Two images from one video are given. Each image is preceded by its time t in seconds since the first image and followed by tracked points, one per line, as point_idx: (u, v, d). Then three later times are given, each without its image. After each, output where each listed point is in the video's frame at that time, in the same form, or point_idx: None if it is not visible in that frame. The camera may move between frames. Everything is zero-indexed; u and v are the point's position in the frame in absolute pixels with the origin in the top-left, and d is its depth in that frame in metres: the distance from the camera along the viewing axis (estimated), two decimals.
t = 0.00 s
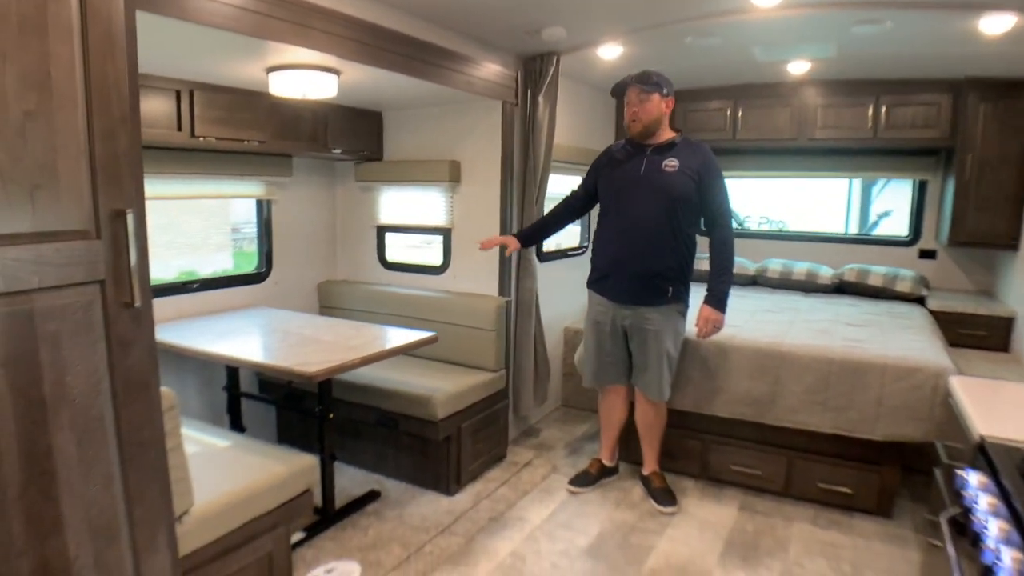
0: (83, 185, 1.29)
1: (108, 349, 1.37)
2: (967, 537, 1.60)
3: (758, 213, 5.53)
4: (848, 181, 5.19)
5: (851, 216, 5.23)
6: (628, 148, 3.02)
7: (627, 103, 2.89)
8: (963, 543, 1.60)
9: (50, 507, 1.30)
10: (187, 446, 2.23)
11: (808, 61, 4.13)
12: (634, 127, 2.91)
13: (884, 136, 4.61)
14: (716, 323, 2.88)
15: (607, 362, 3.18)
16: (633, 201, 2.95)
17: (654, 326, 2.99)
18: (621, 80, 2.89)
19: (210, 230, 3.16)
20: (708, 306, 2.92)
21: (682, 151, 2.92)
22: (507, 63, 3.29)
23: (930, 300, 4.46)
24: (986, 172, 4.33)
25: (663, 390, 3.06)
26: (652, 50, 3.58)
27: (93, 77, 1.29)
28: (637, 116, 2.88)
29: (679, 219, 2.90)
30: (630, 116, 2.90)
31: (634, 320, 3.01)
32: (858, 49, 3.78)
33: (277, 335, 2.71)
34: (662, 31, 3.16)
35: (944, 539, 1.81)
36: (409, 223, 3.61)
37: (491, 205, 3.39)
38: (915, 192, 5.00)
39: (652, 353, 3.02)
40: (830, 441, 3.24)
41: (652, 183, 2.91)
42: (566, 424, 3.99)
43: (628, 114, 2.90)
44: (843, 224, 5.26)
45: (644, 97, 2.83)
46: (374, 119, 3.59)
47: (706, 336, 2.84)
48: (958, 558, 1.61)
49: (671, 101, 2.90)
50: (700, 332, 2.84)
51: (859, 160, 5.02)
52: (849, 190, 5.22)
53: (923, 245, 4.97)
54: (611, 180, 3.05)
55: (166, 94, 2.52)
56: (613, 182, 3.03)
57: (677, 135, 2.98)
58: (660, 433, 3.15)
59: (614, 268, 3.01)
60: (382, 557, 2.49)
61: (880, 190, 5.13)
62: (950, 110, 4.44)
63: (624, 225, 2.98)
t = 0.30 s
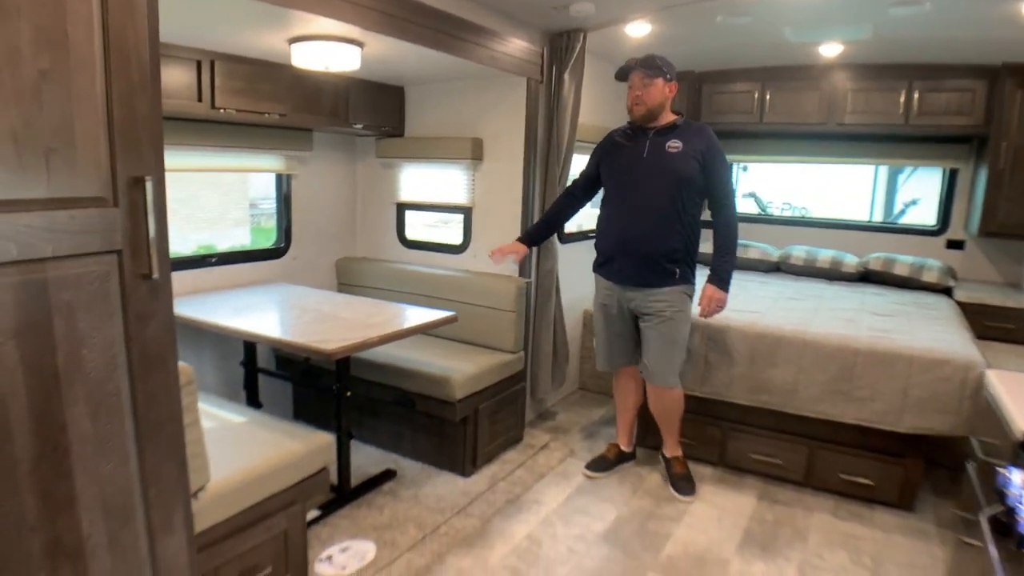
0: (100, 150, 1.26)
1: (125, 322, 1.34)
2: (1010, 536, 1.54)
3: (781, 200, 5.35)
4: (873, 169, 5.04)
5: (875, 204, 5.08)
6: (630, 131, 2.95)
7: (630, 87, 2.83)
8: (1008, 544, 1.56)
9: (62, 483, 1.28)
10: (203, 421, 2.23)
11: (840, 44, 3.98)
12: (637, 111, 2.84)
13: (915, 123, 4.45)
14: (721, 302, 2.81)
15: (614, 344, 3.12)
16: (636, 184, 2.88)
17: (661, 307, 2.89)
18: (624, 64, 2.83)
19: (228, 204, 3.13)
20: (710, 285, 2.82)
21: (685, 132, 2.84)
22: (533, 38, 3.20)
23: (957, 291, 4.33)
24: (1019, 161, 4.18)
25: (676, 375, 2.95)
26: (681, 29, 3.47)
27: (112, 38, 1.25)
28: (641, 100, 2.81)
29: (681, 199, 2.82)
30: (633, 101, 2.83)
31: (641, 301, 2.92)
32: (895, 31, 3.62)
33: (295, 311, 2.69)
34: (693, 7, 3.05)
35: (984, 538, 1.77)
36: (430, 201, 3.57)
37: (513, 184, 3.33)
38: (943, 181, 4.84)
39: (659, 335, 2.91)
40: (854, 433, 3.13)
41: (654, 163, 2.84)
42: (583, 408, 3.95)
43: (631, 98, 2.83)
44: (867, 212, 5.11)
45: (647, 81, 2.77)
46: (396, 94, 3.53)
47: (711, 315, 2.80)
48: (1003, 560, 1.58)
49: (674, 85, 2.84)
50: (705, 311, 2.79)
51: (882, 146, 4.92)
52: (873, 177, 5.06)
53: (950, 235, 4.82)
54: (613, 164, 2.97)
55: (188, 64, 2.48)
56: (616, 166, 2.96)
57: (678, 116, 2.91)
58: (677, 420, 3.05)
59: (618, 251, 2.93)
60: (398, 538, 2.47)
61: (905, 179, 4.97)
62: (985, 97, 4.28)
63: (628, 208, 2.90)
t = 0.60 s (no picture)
0: (101, 125, 1.16)
1: (127, 321, 1.25)
2: None
3: (800, 195, 5.20)
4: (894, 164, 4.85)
5: (895, 202, 4.91)
6: (640, 124, 2.73)
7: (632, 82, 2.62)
8: None
9: (56, 502, 1.18)
10: (213, 418, 2.14)
11: (873, 38, 3.76)
12: (643, 105, 2.63)
13: (946, 121, 4.25)
14: (733, 295, 2.57)
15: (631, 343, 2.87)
16: (648, 178, 2.66)
17: (676, 303, 2.64)
18: (626, 60, 2.64)
19: (238, 190, 3.03)
20: (726, 277, 2.59)
21: (699, 119, 2.60)
22: (558, 24, 3.07)
23: (985, 294, 4.16)
24: None
25: (695, 375, 2.67)
26: (712, 16, 3.31)
27: (115, 2, 1.14)
28: (645, 94, 2.60)
29: (697, 186, 2.59)
30: (638, 95, 2.62)
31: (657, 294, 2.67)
32: (933, 24, 3.42)
33: (308, 303, 2.58)
34: None
35: None
36: (448, 189, 3.45)
37: (535, 174, 3.21)
38: (971, 181, 4.67)
39: (673, 332, 2.66)
40: (883, 435, 2.90)
41: (667, 150, 2.61)
42: (600, 405, 3.84)
43: (636, 93, 2.62)
44: (888, 210, 4.94)
45: (648, 74, 2.55)
46: (415, 79, 3.41)
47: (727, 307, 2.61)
48: None
49: (679, 73, 2.60)
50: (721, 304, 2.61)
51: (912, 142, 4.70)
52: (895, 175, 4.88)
53: (977, 235, 4.65)
54: (624, 160, 2.76)
55: (201, 43, 2.36)
56: (627, 161, 2.74)
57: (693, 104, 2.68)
58: (687, 424, 2.79)
59: (632, 244, 2.71)
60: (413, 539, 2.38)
61: (926, 177, 4.82)
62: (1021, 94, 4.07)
63: (640, 205, 2.69)
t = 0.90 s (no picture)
0: (85, 101, 1.05)
1: (114, 328, 1.14)
2: None
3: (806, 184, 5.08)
4: (905, 154, 4.75)
5: (905, 192, 4.81)
6: (650, 110, 2.61)
7: (646, 65, 2.49)
8: None
9: (35, 535, 1.08)
10: (211, 416, 2.04)
11: (894, 22, 3.63)
12: (658, 90, 2.49)
13: (965, 110, 4.14)
14: (750, 284, 2.44)
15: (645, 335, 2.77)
16: (659, 167, 2.55)
17: (691, 296, 2.53)
18: (640, 43, 2.52)
19: (236, 175, 2.91)
20: (740, 265, 2.47)
21: (711, 105, 2.48)
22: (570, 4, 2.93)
23: (1003, 286, 4.08)
24: None
25: (709, 371, 2.57)
26: None
27: None
28: (660, 78, 2.47)
29: (712, 175, 2.47)
30: (651, 79, 2.49)
31: (672, 288, 2.57)
32: (959, 8, 3.29)
33: (310, 295, 2.47)
34: None
35: None
36: (454, 176, 3.34)
37: (544, 161, 3.09)
38: (988, 170, 4.56)
39: (687, 325, 2.55)
40: (903, 434, 2.82)
41: (679, 138, 2.49)
42: (608, 400, 3.75)
43: (649, 77, 2.49)
44: (895, 200, 4.84)
45: (665, 57, 2.42)
46: (419, 61, 3.27)
47: (744, 298, 2.46)
48: None
49: (694, 58, 2.48)
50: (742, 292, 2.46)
51: (925, 131, 4.56)
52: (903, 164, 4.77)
53: (993, 226, 4.56)
54: (634, 148, 2.64)
55: (197, 21, 2.21)
56: (637, 149, 2.63)
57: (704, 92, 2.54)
58: (701, 420, 2.70)
59: (645, 236, 2.59)
60: (421, 543, 2.29)
61: (937, 165, 4.69)
62: None
63: (650, 195, 2.58)
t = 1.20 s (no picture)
0: (45, 112, 1.00)
1: (82, 362, 1.11)
2: None
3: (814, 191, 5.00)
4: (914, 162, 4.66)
5: (913, 199, 4.71)
6: (661, 118, 2.53)
7: (658, 66, 2.41)
8: None
9: None
10: (207, 432, 1.97)
11: (910, 27, 3.55)
12: (670, 92, 2.40)
13: (982, 117, 4.05)
14: (753, 291, 2.32)
15: (660, 347, 2.69)
16: (672, 177, 2.47)
17: (709, 306, 2.44)
18: (650, 45, 2.44)
19: (240, 178, 2.85)
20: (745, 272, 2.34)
21: (724, 112, 2.39)
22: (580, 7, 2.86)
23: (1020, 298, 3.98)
24: None
25: (726, 383, 2.48)
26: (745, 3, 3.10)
27: None
28: (672, 79, 2.38)
29: (728, 184, 2.39)
30: (664, 81, 2.40)
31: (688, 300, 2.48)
32: (978, 13, 3.21)
33: (312, 304, 2.40)
34: None
35: None
36: (460, 182, 3.27)
37: (553, 167, 3.02)
38: (1003, 178, 4.46)
39: (704, 336, 2.46)
40: (921, 452, 2.73)
41: (693, 146, 2.41)
42: (616, 411, 3.66)
43: (661, 78, 2.40)
44: (905, 207, 4.75)
45: (679, 58, 2.35)
46: (425, 65, 3.20)
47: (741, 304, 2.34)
48: None
49: (707, 62, 2.42)
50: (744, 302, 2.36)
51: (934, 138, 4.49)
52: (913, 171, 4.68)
53: (1008, 236, 4.46)
54: (645, 157, 2.56)
55: (197, 22, 2.14)
56: (649, 158, 2.55)
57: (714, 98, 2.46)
58: (716, 433, 2.60)
59: (661, 247, 2.51)
60: (423, 562, 2.21)
61: (947, 173, 4.62)
62: None
63: (664, 205, 2.49)
